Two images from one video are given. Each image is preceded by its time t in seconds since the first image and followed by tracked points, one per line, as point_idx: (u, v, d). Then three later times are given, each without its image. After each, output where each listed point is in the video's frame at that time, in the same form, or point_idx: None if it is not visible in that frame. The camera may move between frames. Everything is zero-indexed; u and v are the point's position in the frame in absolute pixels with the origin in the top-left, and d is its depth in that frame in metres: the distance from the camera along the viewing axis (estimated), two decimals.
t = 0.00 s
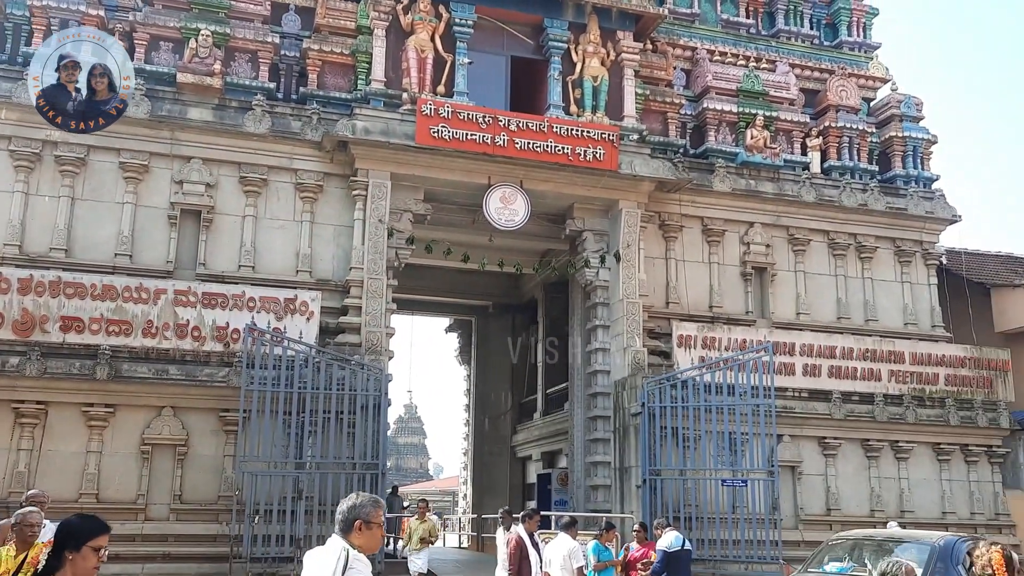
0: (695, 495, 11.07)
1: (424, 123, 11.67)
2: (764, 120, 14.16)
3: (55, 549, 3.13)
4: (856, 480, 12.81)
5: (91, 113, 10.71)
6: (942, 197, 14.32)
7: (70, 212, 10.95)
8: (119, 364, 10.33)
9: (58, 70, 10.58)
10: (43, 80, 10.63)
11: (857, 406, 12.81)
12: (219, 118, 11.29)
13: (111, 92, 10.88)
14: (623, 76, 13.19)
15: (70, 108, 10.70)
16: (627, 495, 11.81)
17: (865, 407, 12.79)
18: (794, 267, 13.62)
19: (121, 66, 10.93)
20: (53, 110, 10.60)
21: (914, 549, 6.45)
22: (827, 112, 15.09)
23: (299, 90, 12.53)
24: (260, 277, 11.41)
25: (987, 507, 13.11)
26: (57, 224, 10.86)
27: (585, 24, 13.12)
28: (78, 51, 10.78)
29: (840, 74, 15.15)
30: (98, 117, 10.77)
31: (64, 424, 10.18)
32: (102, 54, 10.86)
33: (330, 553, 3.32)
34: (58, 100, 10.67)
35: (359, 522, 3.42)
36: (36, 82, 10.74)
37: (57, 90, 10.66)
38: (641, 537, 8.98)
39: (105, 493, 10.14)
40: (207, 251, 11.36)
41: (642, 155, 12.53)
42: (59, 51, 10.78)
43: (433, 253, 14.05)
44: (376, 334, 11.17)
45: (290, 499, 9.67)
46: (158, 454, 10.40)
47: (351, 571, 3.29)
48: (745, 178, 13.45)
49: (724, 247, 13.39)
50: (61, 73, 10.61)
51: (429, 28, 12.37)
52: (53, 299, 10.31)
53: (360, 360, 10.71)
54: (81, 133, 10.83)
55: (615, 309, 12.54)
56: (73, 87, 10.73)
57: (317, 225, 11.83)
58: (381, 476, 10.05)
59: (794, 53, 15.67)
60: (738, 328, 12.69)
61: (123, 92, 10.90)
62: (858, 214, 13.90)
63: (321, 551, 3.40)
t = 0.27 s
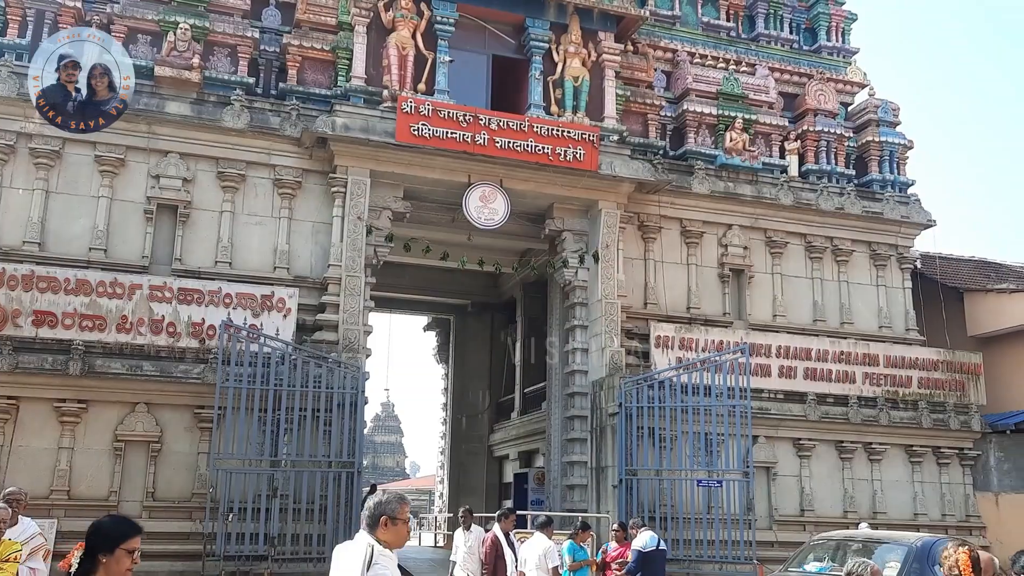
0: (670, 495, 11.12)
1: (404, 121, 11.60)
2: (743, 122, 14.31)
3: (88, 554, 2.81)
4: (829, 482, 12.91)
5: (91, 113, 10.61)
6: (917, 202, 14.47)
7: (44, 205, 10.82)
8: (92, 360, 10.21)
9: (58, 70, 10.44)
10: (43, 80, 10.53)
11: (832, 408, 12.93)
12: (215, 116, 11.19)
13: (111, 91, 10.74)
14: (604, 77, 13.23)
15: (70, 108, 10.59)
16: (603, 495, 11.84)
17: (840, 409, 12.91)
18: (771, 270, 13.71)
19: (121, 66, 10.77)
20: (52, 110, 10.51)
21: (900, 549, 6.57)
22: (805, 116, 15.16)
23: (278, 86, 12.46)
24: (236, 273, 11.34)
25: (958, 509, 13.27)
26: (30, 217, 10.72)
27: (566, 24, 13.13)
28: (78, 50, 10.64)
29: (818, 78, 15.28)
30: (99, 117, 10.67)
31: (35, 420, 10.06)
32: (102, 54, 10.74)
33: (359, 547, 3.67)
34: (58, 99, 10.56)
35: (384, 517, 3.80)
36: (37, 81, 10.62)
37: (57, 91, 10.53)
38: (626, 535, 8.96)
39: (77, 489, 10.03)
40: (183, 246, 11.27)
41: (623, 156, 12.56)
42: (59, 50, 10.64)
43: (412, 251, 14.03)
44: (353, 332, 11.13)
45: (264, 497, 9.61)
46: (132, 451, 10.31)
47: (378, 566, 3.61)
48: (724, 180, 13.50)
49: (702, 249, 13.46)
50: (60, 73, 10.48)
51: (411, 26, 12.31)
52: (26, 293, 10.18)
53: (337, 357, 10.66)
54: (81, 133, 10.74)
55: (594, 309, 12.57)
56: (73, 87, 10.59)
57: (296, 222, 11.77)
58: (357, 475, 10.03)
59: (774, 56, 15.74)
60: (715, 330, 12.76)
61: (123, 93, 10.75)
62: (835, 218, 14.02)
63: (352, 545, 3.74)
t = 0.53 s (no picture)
0: (647, 494, 11.16)
1: (383, 118, 11.54)
2: (721, 124, 14.39)
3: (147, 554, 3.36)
4: (804, 482, 13.02)
5: (91, 113, 10.72)
6: (892, 205, 14.62)
7: (17, 200, 10.68)
8: (65, 357, 10.09)
9: (59, 70, 10.58)
10: (43, 80, 10.63)
11: (807, 408, 13.05)
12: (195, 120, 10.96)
13: (111, 92, 10.87)
14: (583, 77, 13.25)
15: (70, 109, 10.70)
16: (580, 495, 11.87)
17: (814, 409, 13.04)
18: (747, 271, 13.81)
19: (121, 67, 10.92)
20: (52, 110, 10.61)
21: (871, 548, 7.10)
22: (782, 118, 15.30)
23: (256, 82, 12.38)
24: (212, 270, 11.26)
25: (930, 508, 13.42)
26: (3, 212, 10.58)
27: (546, 24, 13.14)
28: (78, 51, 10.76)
29: (795, 81, 15.41)
30: (99, 117, 10.79)
31: (6, 418, 9.93)
32: (103, 55, 10.89)
33: (386, 551, 3.80)
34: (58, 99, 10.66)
35: (413, 523, 3.89)
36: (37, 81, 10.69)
37: (58, 91, 10.67)
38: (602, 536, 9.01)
39: (48, 488, 9.92)
40: (158, 242, 11.17)
41: (601, 156, 12.59)
42: (60, 49, 10.73)
43: (389, 250, 13.99)
44: (330, 330, 11.09)
45: (239, 496, 9.54)
46: (105, 449, 10.21)
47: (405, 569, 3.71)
48: (702, 181, 13.54)
49: (680, 250, 13.53)
50: (61, 73, 10.63)
51: (391, 23, 12.28)
52: None
53: (314, 356, 10.60)
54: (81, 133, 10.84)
55: (572, 309, 12.60)
56: (73, 87, 10.72)
57: (273, 219, 11.70)
58: (333, 473, 9.99)
59: (752, 59, 15.84)
60: (692, 330, 12.83)
61: (123, 93, 10.87)
62: (811, 220, 14.14)
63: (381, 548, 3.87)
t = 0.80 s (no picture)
0: (612, 494, 11.21)
1: (349, 117, 11.49)
2: (687, 127, 14.50)
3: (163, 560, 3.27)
4: (766, 481, 13.18)
5: (92, 114, 10.71)
6: (854, 208, 14.86)
7: None
8: (22, 356, 9.90)
9: (59, 70, 10.55)
10: (43, 80, 10.57)
11: (769, 408, 13.22)
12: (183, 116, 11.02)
13: (111, 92, 10.87)
14: (551, 78, 13.29)
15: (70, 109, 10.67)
16: (545, 495, 11.90)
17: (777, 409, 13.21)
18: (712, 273, 13.95)
19: (121, 67, 10.92)
20: (53, 110, 10.58)
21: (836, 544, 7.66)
22: (747, 122, 15.46)
23: (220, 79, 12.26)
24: (175, 269, 11.12)
25: (889, 507, 13.63)
26: None
27: (514, 25, 13.17)
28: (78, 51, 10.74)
29: (760, 85, 15.59)
30: (99, 117, 10.77)
31: None
32: (103, 55, 10.87)
33: (408, 553, 3.90)
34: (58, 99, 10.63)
35: (436, 525, 3.93)
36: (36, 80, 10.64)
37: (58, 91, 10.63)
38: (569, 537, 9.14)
39: (3, 490, 9.72)
40: (119, 240, 11.01)
41: (568, 158, 12.65)
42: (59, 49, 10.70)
43: (355, 249, 13.92)
44: (295, 330, 10.99)
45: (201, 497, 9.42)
46: (62, 450, 10.04)
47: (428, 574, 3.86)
48: (667, 183, 13.65)
49: (646, 251, 13.62)
50: (61, 73, 10.60)
51: (357, 22, 12.24)
52: None
53: (278, 356, 10.51)
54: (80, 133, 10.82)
55: (538, 309, 12.63)
56: (73, 87, 10.70)
57: (237, 218, 11.58)
58: (297, 474, 9.91)
59: (717, 63, 16.02)
60: (657, 331, 12.93)
61: (123, 93, 10.89)
62: (774, 222, 14.31)
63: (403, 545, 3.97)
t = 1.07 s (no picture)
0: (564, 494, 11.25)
1: (302, 114, 11.35)
2: (641, 129, 14.60)
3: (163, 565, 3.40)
4: (716, 480, 13.34)
5: (91, 113, 10.53)
6: (803, 212, 15.13)
7: None
8: None
9: (59, 70, 10.31)
10: (43, 79, 10.35)
11: (720, 408, 13.40)
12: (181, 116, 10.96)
13: (111, 91, 10.68)
14: (507, 78, 13.30)
15: (70, 108, 10.48)
16: (498, 495, 11.90)
17: (728, 409, 13.40)
18: (665, 274, 14.08)
19: (122, 66, 10.72)
20: (52, 110, 10.37)
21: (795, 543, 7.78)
22: (700, 125, 15.63)
23: (170, 72, 12.03)
24: (121, 265, 10.88)
25: (835, 505, 13.91)
26: None
27: (470, 24, 13.14)
28: (78, 50, 10.51)
29: (713, 89, 15.79)
30: (99, 117, 10.60)
31: None
32: (102, 53, 10.62)
33: (409, 549, 3.85)
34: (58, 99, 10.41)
35: (440, 523, 3.87)
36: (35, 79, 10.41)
37: (57, 90, 10.42)
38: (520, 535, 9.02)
39: None
40: (64, 236, 10.75)
41: (524, 158, 12.68)
42: (59, 48, 10.47)
43: (308, 247, 13.77)
44: (245, 328, 10.82)
45: (147, 499, 9.23)
46: (2, 451, 9.77)
47: (428, 571, 3.79)
48: (622, 185, 13.75)
49: (600, 252, 13.70)
50: (60, 73, 10.37)
51: (311, 17, 12.12)
52: None
53: (227, 355, 10.33)
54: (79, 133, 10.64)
55: (493, 309, 12.62)
56: (73, 87, 10.49)
57: (186, 214, 11.37)
58: (246, 475, 9.76)
59: (671, 66, 16.20)
60: (611, 332, 13.03)
61: (123, 93, 10.70)
62: (726, 225, 14.49)
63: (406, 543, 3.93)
